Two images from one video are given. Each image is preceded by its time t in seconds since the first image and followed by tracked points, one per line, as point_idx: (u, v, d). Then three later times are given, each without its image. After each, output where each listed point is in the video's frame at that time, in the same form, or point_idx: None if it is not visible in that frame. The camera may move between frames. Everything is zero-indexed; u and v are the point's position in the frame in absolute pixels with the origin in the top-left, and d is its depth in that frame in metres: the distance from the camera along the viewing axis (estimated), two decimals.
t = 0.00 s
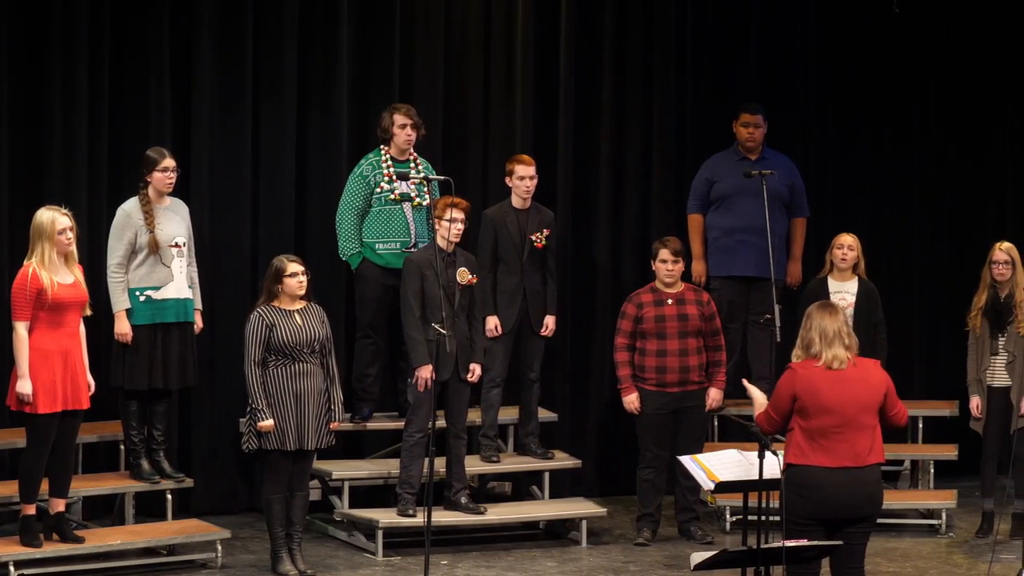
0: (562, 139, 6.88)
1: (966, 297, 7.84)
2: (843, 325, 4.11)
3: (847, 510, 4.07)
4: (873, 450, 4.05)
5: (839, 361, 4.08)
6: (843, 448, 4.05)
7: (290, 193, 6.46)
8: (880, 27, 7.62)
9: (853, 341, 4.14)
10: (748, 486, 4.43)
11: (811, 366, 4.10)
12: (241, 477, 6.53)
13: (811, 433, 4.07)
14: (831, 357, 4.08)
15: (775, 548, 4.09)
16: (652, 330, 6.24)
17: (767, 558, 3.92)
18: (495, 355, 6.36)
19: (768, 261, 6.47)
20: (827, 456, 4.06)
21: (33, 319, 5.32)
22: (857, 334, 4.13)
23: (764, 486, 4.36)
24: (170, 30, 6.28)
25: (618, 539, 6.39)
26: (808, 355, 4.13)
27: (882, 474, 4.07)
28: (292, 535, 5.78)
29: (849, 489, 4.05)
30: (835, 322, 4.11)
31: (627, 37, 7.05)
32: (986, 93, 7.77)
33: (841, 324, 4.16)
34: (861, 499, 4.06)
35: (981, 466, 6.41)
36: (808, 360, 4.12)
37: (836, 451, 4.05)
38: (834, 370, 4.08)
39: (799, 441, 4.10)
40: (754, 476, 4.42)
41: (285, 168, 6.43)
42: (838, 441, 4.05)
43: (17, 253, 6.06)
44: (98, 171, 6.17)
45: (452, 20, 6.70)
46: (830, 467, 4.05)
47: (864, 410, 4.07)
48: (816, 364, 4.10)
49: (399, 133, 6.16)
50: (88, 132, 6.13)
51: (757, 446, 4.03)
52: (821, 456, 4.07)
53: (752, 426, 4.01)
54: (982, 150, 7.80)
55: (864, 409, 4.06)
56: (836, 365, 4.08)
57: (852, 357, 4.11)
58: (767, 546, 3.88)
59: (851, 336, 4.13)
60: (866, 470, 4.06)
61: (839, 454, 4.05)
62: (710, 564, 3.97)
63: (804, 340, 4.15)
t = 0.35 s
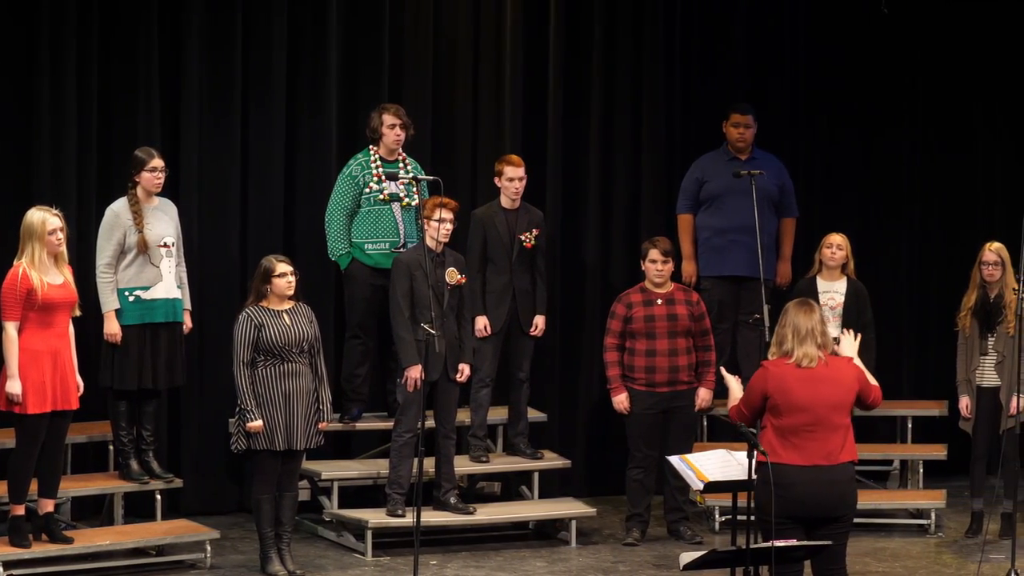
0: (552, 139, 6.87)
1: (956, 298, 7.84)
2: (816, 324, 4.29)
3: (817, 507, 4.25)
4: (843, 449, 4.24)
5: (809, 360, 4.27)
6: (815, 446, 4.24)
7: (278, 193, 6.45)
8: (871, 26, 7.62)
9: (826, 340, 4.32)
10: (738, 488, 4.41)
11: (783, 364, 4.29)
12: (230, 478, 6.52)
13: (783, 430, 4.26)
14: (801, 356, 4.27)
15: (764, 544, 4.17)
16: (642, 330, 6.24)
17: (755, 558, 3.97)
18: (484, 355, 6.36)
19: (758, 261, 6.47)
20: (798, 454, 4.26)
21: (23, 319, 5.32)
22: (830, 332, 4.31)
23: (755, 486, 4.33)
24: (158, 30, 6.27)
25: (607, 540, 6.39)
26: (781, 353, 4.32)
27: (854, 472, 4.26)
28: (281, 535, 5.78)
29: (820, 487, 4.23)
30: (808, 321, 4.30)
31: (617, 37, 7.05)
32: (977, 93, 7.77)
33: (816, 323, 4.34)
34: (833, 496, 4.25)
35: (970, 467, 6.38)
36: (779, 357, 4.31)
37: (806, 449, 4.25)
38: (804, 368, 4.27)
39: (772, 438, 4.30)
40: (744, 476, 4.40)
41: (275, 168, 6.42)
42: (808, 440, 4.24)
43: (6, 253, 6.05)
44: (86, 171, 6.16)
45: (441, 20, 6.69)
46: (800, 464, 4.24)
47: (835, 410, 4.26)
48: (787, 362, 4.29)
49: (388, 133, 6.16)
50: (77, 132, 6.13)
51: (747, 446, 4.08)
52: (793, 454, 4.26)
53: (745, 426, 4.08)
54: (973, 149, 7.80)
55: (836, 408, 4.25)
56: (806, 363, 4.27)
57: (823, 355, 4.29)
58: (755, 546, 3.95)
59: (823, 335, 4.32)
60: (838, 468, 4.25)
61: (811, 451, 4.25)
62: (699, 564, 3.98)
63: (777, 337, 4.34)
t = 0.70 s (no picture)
0: (541, 139, 6.87)
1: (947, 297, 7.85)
2: (795, 326, 4.31)
3: (801, 509, 4.26)
4: (825, 451, 4.25)
5: (789, 361, 4.29)
6: (795, 448, 4.26)
7: (267, 193, 6.45)
8: (861, 27, 7.62)
9: (806, 341, 4.34)
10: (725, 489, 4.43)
11: (763, 367, 4.30)
12: (219, 478, 6.52)
13: (764, 433, 4.28)
14: (781, 358, 4.29)
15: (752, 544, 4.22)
16: (631, 330, 6.24)
17: (745, 558, 3.99)
18: (473, 355, 6.36)
19: (746, 261, 6.47)
20: (780, 457, 4.27)
21: (13, 319, 5.31)
22: (810, 334, 4.33)
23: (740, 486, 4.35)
24: (148, 30, 6.27)
25: (596, 540, 6.39)
26: (761, 354, 4.34)
27: (836, 474, 4.27)
28: (271, 535, 5.78)
29: (803, 489, 4.24)
30: (787, 323, 4.32)
31: (606, 37, 7.05)
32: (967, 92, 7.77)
33: (795, 324, 4.36)
34: (815, 498, 4.26)
35: (959, 467, 6.39)
36: (760, 360, 4.33)
37: (788, 451, 4.26)
38: (784, 370, 4.28)
39: (753, 441, 4.31)
40: (730, 477, 4.44)
41: (264, 167, 6.43)
42: (790, 442, 4.26)
43: None
44: (76, 171, 6.16)
45: (430, 20, 6.70)
46: (782, 467, 4.25)
47: (816, 412, 4.27)
48: (767, 365, 4.31)
49: (377, 133, 6.17)
50: (67, 132, 6.12)
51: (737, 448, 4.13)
52: (774, 457, 4.27)
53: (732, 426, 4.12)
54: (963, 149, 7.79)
55: (816, 410, 4.26)
56: (786, 366, 4.28)
57: (802, 357, 4.31)
58: (746, 546, 3.96)
59: (803, 336, 4.33)
60: (820, 470, 4.26)
61: (792, 454, 4.26)
62: (689, 565, 3.99)
63: (758, 340, 4.35)
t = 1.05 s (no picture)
0: (528, 139, 6.87)
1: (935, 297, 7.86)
2: (780, 325, 4.30)
3: (786, 508, 4.26)
4: (810, 450, 4.26)
5: (773, 361, 4.28)
6: (781, 447, 4.26)
7: (254, 194, 6.45)
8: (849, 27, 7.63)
9: (793, 340, 4.32)
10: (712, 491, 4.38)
11: (747, 366, 4.30)
12: (207, 478, 6.51)
13: (749, 432, 4.28)
14: (765, 357, 4.29)
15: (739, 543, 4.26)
16: (618, 330, 6.24)
17: (732, 558, 3.98)
18: (460, 355, 6.36)
19: (733, 261, 6.47)
20: (765, 456, 4.27)
21: None
22: (796, 334, 4.31)
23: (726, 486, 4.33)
24: (135, 30, 6.27)
25: (583, 540, 6.39)
26: (747, 353, 4.35)
27: (821, 473, 4.28)
28: (258, 535, 5.78)
29: (788, 489, 4.25)
30: (773, 322, 4.32)
31: (593, 37, 7.05)
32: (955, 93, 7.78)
33: (782, 323, 4.35)
34: (800, 497, 4.26)
35: (947, 466, 6.38)
36: (745, 359, 4.33)
37: (773, 451, 4.26)
38: (769, 369, 4.28)
39: (739, 440, 4.32)
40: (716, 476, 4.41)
41: (250, 168, 6.42)
42: (774, 442, 4.26)
43: None
44: (62, 171, 6.15)
45: (417, 20, 6.69)
46: (767, 466, 4.26)
47: (800, 412, 4.27)
48: (751, 364, 4.30)
49: (364, 133, 6.16)
50: (53, 131, 6.12)
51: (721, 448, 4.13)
52: (759, 456, 4.28)
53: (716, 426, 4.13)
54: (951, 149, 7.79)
55: (801, 409, 4.27)
56: (770, 365, 4.28)
57: (788, 357, 4.30)
58: (731, 546, 3.95)
59: (789, 335, 4.32)
60: (805, 469, 4.27)
61: (777, 453, 4.26)
62: (675, 564, 3.98)
63: (744, 339, 4.36)
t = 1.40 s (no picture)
0: (517, 139, 6.87)
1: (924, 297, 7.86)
2: (767, 326, 4.32)
3: (772, 509, 4.26)
4: (797, 453, 4.25)
5: (760, 362, 4.29)
6: (767, 449, 4.26)
7: (242, 194, 6.44)
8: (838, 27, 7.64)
9: (779, 341, 4.34)
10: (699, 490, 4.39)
11: (734, 367, 4.30)
12: (195, 478, 6.51)
13: (736, 434, 4.28)
14: (752, 358, 4.29)
15: (728, 543, 4.26)
16: (606, 330, 6.24)
17: (720, 557, 3.96)
18: (449, 355, 6.36)
19: (722, 261, 6.48)
20: (751, 458, 4.27)
21: None
22: (782, 335, 4.33)
23: (714, 487, 4.34)
24: (123, 30, 6.27)
25: (572, 540, 6.39)
26: (733, 355, 4.35)
27: (808, 475, 4.27)
28: (246, 536, 5.77)
29: (774, 490, 4.24)
30: (759, 323, 4.34)
31: (582, 37, 7.06)
32: (944, 93, 7.79)
33: (768, 325, 4.37)
34: (786, 499, 4.26)
35: (935, 466, 6.38)
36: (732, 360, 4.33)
37: (759, 453, 4.26)
38: (755, 371, 4.29)
39: (725, 442, 4.32)
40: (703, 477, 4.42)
41: (239, 168, 6.42)
42: (760, 444, 4.26)
43: None
44: (50, 171, 6.15)
45: (405, 21, 6.70)
46: (753, 468, 4.25)
47: (787, 414, 4.26)
48: (738, 365, 4.31)
49: (353, 133, 6.16)
50: (41, 132, 6.11)
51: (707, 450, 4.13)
52: (745, 458, 4.27)
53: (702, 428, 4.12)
54: (940, 149, 7.80)
55: (788, 412, 4.26)
56: (757, 366, 4.28)
57: (774, 358, 4.31)
58: (720, 545, 3.93)
59: (776, 337, 4.33)
60: (792, 472, 4.26)
61: (763, 455, 4.26)
62: (665, 563, 3.96)
63: (731, 340, 4.37)
